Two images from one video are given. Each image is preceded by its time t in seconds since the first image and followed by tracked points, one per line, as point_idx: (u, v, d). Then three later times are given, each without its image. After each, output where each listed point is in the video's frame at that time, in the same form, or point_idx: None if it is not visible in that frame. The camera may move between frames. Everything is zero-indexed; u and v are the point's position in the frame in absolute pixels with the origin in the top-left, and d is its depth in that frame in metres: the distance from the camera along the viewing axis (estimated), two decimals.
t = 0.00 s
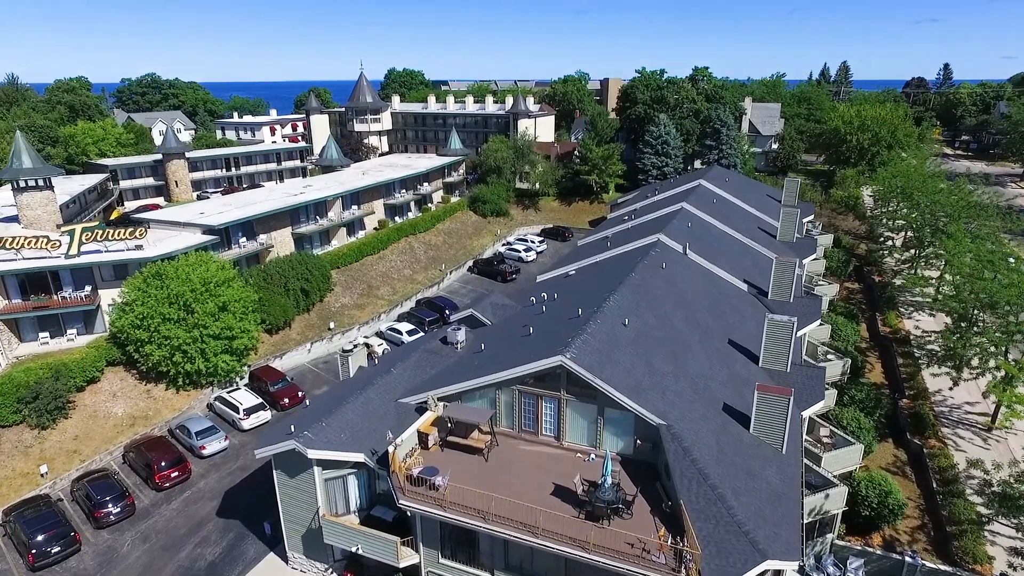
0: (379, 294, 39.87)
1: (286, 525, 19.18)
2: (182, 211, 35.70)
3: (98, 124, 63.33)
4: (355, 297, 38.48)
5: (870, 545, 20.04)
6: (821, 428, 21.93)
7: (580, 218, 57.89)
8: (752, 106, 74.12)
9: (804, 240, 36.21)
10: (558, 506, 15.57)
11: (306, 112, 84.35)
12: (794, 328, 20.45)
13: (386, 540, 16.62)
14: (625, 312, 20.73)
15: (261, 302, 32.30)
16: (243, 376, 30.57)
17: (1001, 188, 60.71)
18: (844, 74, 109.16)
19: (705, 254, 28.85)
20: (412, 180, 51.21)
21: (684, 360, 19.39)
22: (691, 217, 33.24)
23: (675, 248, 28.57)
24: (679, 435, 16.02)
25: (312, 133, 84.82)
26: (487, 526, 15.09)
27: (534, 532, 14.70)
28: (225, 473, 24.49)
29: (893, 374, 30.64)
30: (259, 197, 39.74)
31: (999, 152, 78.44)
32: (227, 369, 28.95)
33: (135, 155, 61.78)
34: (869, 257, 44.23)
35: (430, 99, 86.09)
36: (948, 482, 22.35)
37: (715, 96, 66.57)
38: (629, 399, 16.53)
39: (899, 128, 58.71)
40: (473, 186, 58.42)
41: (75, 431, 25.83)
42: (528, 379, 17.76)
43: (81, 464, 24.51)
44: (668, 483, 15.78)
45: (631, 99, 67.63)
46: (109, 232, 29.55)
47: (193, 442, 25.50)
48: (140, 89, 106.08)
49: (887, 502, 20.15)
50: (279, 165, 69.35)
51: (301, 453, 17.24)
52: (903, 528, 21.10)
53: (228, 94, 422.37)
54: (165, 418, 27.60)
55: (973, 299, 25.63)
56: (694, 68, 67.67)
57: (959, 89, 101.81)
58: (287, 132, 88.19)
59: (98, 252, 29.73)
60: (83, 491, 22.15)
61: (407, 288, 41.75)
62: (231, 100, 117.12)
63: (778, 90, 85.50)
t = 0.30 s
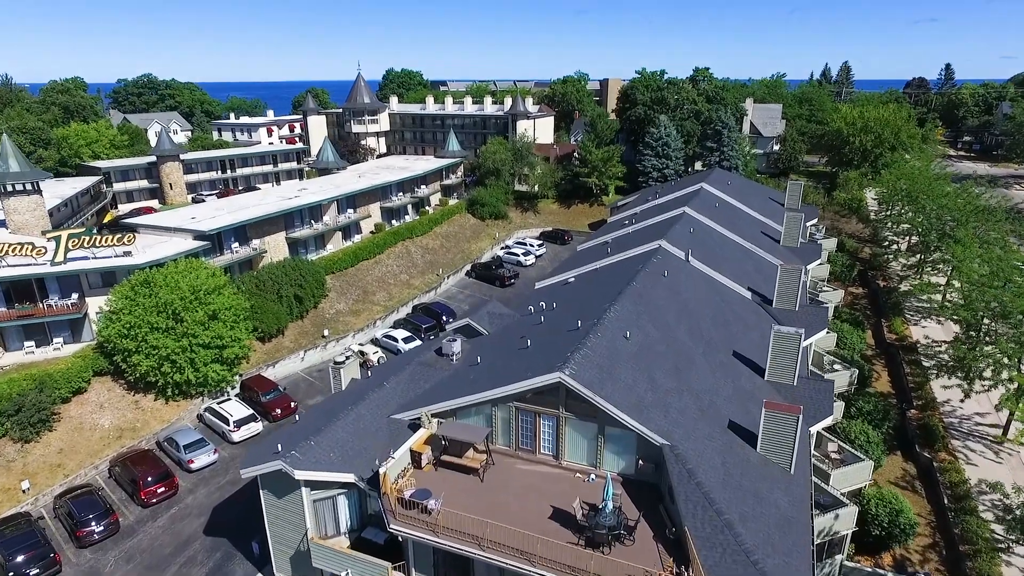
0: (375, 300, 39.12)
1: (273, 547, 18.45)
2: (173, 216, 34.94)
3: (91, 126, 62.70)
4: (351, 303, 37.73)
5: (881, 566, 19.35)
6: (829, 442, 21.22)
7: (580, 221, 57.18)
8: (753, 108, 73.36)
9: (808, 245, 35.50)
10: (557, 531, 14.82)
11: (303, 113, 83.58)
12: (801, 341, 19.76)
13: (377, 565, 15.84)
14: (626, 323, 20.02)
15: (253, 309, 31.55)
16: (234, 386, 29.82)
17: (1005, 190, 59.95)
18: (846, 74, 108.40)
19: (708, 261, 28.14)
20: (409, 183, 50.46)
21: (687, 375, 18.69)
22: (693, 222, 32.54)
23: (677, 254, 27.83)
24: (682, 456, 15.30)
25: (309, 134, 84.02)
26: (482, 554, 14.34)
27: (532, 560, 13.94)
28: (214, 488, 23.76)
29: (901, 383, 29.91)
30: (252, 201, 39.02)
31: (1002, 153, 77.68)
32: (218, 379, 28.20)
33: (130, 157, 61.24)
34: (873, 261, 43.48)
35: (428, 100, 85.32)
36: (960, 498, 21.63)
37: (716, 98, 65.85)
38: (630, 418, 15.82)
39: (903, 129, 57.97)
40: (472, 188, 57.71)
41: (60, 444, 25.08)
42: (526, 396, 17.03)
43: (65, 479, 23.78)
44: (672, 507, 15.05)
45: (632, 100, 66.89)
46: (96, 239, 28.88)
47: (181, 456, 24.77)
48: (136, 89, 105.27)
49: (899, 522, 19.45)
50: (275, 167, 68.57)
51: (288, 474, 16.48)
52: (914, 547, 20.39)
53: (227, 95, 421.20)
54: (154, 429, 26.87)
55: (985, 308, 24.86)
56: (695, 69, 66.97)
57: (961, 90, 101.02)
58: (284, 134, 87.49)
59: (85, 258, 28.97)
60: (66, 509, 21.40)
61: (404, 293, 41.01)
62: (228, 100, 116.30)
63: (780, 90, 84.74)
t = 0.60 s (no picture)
0: (371, 307, 38.35)
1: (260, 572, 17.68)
2: (164, 221, 34.15)
3: (84, 127, 62.01)
4: (345, 310, 36.95)
5: None
6: (838, 460, 20.46)
7: (579, 225, 56.44)
8: (754, 109, 72.59)
9: (813, 251, 34.76)
10: (555, 562, 14.02)
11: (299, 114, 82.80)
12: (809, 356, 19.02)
13: None
14: (628, 338, 19.27)
15: (244, 319, 30.77)
16: (225, 397, 29.05)
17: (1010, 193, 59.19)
18: (847, 75, 107.60)
19: (711, 269, 27.39)
20: (407, 187, 49.67)
21: (691, 393, 17.94)
22: (695, 229, 31.79)
23: (679, 263, 27.10)
24: (687, 482, 14.54)
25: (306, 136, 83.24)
26: None
27: None
28: (201, 506, 22.98)
29: (909, 394, 29.16)
30: (245, 205, 38.22)
31: (1006, 155, 76.94)
32: (207, 391, 27.42)
33: (123, 159, 60.49)
34: (878, 266, 42.73)
35: (426, 101, 84.54)
36: (973, 518, 20.89)
37: (717, 99, 65.08)
38: (632, 442, 15.05)
39: (906, 131, 57.18)
40: (470, 191, 56.95)
41: (43, 460, 24.30)
42: (524, 416, 16.26)
43: (47, 497, 23.01)
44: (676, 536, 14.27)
45: (632, 102, 66.15)
46: (81, 248, 28.06)
47: (168, 472, 23.99)
48: (132, 91, 104.48)
49: (911, 545, 18.70)
50: (271, 169, 67.76)
51: (273, 499, 15.69)
52: (927, 570, 19.65)
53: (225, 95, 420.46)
54: (141, 444, 26.09)
55: (998, 318, 24.07)
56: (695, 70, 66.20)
57: (963, 91, 100.19)
58: (281, 135, 86.75)
59: (70, 267, 28.16)
60: (46, 530, 20.63)
61: (400, 300, 40.21)
62: (225, 101, 115.48)
63: (781, 91, 83.90)
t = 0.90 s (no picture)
0: (366, 315, 37.54)
1: None
2: (153, 229, 33.35)
3: (77, 130, 61.25)
4: (340, 319, 36.14)
5: None
6: (848, 482, 19.68)
7: (578, 229, 55.71)
8: (755, 111, 71.82)
9: (818, 259, 33.97)
10: None
11: (296, 116, 81.99)
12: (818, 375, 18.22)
13: None
14: (630, 357, 18.48)
15: (234, 330, 29.94)
16: (214, 412, 28.26)
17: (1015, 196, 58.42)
18: (848, 76, 106.85)
19: (715, 279, 26.59)
20: (403, 191, 48.86)
21: (696, 415, 17.13)
22: (698, 237, 30.99)
23: (682, 273, 26.29)
24: (693, 514, 13.74)
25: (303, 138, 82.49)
26: None
27: None
28: (187, 528, 22.17)
29: (918, 407, 28.39)
30: (238, 211, 37.43)
31: (1009, 157, 76.20)
32: (195, 406, 26.62)
33: (116, 163, 59.72)
34: (883, 272, 41.98)
35: (424, 103, 83.79)
36: (988, 541, 20.14)
37: (718, 101, 64.30)
38: (635, 471, 14.26)
39: (910, 134, 56.41)
40: (468, 195, 56.20)
41: (25, 479, 23.48)
42: (521, 442, 15.46)
43: (28, 518, 22.19)
44: (681, 571, 13.48)
45: (632, 104, 65.37)
46: (65, 258, 27.18)
47: (153, 491, 23.17)
48: (128, 92, 103.62)
49: (926, 572, 17.95)
50: (267, 172, 66.94)
51: (257, 531, 14.88)
52: None
53: (223, 96, 419.71)
54: (127, 460, 25.28)
55: (1012, 332, 23.27)
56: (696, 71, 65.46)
57: (965, 92, 99.41)
58: (278, 137, 86.11)
59: (54, 278, 27.32)
60: (24, 555, 19.80)
61: (396, 308, 39.40)
62: (222, 103, 114.59)
63: (782, 92, 83.09)
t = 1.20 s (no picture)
0: (361, 326, 36.71)
1: None
2: (142, 238, 32.54)
3: (69, 134, 60.37)
4: (334, 329, 35.31)
5: None
6: (860, 509, 18.86)
7: (578, 235, 54.93)
8: (757, 114, 70.96)
9: (823, 269, 33.18)
10: None
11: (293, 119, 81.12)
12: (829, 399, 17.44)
13: None
14: (632, 380, 17.65)
15: (224, 343, 29.10)
16: (203, 428, 27.41)
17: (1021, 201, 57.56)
18: (849, 77, 106.00)
19: (719, 293, 25.79)
20: (400, 196, 48.06)
21: (701, 444, 16.31)
22: (700, 248, 30.18)
23: (685, 286, 25.49)
24: (700, 554, 12.91)
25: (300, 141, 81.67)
26: None
27: None
28: (172, 553, 21.35)
29: (927, 423, 27.58)
30: (229, 219, 36.59)
31: (1014, 160, 75.36)
32: (183, 423, 25.79)
33: (109, 167, 58.85)
34: (889, 280, 41.17)
35: (423, 106, 82.97)
36: (1005, 570, 19.32)
37: (720, 104, 63.47)
38: (638, 508, 13.45)
39: (915, 138, 55.54)
40: (466, 200, 55.37)
41: (5, 501, 22.66)
42: (518, 474, 14.65)
43: (6, 543, 21.35)
44: None
45: (632, 107, 64.57)
46: (49, 271, 26.32)
47: (137, 514, 22.34)
48: (124, 93, 102.61)
49: None
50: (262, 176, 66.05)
51: (238, 570, 14.04)
52: None
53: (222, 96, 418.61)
54: (112, 480, 24.46)
55: None
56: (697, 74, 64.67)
57: (968, 94, 98.59)
58: (275, 140, 86.06)
59: (37, 291, 26.48)
60: None
61: (392, 318, 38.56)
62: (219, 104, 113.61)
63: (783, 94, 82.26)
